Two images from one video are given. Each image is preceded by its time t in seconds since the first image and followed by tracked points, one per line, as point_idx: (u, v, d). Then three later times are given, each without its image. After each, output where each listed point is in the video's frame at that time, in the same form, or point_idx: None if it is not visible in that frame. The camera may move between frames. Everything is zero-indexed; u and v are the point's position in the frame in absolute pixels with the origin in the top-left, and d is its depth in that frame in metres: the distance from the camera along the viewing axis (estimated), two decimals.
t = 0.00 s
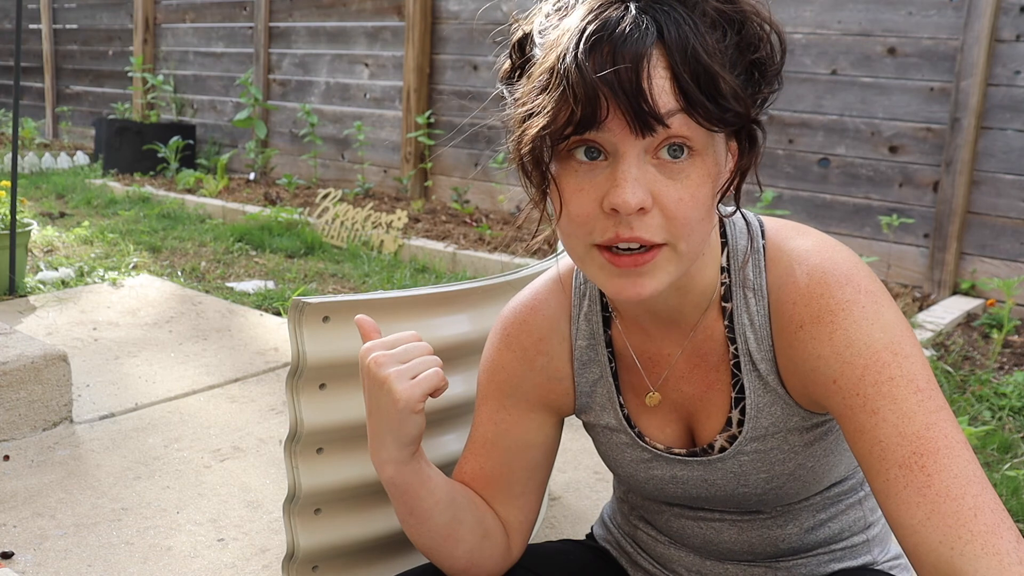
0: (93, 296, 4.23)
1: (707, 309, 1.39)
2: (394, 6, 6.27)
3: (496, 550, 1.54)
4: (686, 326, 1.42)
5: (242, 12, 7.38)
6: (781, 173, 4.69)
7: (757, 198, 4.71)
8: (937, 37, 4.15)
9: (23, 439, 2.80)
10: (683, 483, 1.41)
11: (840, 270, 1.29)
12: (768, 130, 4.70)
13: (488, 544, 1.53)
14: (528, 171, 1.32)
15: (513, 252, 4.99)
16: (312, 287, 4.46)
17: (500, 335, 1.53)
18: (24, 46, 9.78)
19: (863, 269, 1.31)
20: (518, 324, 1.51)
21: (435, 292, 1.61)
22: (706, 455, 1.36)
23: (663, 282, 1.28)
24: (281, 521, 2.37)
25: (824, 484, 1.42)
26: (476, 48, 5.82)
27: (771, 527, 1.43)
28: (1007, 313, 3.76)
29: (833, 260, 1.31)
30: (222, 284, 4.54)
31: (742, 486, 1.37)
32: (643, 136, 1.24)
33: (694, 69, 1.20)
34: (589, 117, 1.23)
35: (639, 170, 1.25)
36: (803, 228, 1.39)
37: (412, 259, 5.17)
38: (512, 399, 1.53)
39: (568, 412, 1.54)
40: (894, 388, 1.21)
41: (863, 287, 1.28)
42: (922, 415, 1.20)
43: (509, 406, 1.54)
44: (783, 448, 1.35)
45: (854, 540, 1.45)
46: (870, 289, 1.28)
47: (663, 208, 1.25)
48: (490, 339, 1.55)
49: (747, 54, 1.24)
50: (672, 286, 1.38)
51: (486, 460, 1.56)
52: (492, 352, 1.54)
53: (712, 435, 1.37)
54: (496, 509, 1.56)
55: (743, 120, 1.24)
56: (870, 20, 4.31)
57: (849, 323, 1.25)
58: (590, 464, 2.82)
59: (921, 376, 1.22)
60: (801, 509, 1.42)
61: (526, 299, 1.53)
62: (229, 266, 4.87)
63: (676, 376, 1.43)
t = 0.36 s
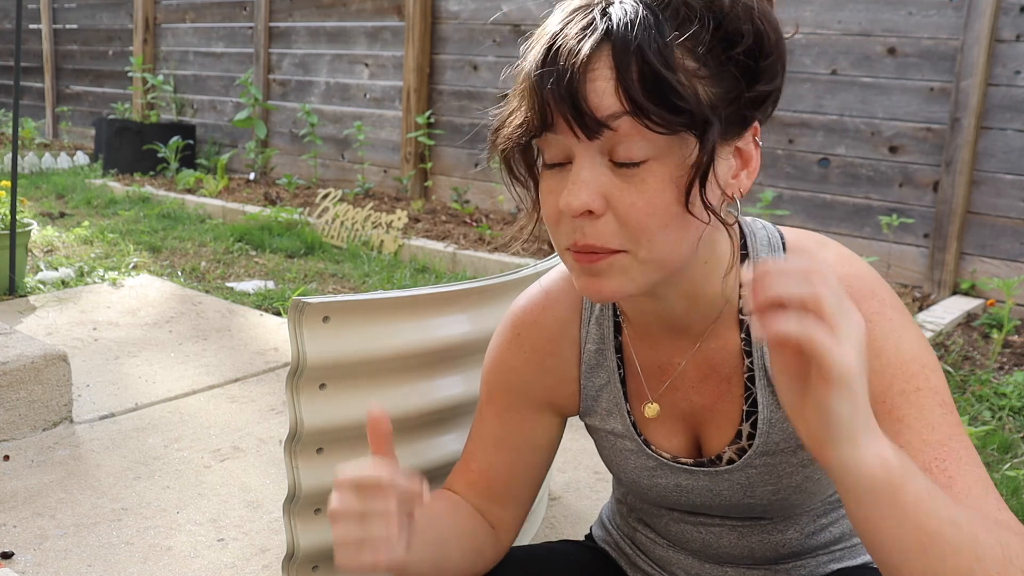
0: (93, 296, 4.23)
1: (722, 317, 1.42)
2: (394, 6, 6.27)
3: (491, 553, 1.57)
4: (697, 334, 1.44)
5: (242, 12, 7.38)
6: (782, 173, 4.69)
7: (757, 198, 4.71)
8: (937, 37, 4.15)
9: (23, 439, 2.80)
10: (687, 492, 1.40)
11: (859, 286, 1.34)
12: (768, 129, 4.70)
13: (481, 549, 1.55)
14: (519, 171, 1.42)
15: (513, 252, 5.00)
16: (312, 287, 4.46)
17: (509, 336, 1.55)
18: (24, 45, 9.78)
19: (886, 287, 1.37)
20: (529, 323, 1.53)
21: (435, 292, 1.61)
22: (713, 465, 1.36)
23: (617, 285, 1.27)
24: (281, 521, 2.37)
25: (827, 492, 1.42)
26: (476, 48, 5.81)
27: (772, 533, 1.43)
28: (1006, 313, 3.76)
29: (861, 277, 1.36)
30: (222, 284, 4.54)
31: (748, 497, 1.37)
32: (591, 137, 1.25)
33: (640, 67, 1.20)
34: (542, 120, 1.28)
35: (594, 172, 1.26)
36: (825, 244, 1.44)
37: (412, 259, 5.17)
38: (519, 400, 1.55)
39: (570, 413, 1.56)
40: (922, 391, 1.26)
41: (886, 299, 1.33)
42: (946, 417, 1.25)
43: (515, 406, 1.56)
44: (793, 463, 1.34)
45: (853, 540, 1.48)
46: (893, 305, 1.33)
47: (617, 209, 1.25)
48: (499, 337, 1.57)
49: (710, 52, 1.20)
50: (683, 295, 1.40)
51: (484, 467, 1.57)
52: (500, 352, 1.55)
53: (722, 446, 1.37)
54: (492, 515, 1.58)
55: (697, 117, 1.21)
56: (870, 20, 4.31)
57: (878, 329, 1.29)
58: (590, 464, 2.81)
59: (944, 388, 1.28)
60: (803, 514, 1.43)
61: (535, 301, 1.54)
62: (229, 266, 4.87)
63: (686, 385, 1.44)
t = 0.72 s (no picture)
0: (93, 296, 4.23)
1: (740, 332, 1.41)
2: (394, 6, 6.28)
3: (495, 545, 1.58)
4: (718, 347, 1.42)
5: (242, 12, 7.38)
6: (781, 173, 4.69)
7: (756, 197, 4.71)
8: (937, 37, 4.15)
9: (23, 439, 2.80)
10: (688, 497, 1.40)
11: (882, 319, 1.31)
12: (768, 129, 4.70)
13: (486, 545, 1.56)
14: (541, 176, 1.40)
15: (513, 252, 5.00)
16: (312, 287, 4.46)
17: (527, 329, 1.55)
18: (24, 46, 9.78)
19: (910, 316, 1.34)
20: (548, 317, 1.53)
21: (435, 292, 1.61)
22: (716, 475, 1.35)
23: (619, 306, 1.28)
24: (281, 521, 2.37)
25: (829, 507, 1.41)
26: (476, 48, 5.81)
27: (771, 542, 1.42)
28: (1006, 313, 3.76)
29: (882, 303, 1.33)
30: (222, 284, 4.54)
31: (747, 510, 1.37)
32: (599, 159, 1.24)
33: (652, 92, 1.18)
34: (557, 133, 1.28)
35: (601, 193, 1.25)
36: (859, 265, 1.41)
37: (412, 259, 5.17)
38: (533, 395, 1.56)
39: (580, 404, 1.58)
40: (922, 420, 1.23)
41: (909, 333, 1.30)
42: (945, 448, 1.22)
43: (529, 402, 1.56)
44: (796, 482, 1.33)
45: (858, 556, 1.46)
46: (916, 339, 1.30)
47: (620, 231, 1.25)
48: (515, 326, 1.57)
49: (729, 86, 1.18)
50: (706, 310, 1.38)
51: (491, 465, 1.57)
52: (518, 346, 1.55)
53: (727, 457, 1.36)
54: (497, 508, 1.60)
55: (705, 148, 1.19)
56: (870, 20, 4.32)
57: (888, 358, 1.27)
58: (590, 463, 2.81)
59: (950, 421, 1.24)
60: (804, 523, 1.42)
61: (556, 294, 1.54)
62: (229, 266, 4.87)
63: (700, 396, 1.43)
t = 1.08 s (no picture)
0: (93, 296, 4.23)
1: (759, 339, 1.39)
2: (394, 6, 6.28)
3: (493, 554, 1.56)
4: (736, 353, 1.41)
5: (242, 12, 7.38)
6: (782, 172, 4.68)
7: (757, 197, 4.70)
8: (937, 37, 4.15)
9: (23, 439, 2.80)
10: (699, 500, 1.41)
11: (912, 320, 1.32)
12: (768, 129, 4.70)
13: (486, 552, 1.55)
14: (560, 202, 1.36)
15: (512, 252, 5.00)
16: (312, 287, 4.46)
17: (536, 331, 1.53)
18: (24, 46, 9.78)
19: (930, 314, 1.36)
20: (556, 319, 1.52)
21: (435, 291, 1.61)
22: (730, 479, 1.36)
23: (658, 331, 1.28)
24: (281, 521, 2.37)
25: (835, 512, 1.42)
26: (476, 48, 5.81)
27: (777, 545, 1.43)
28: (1006, 312, 3.76)
29: (906, 304, 1.34)
30: (222, 284, 4.54)
31: (761, 512, 1.38)
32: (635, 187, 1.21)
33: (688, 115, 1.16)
34: (585, 161, 1.25)
35: (637, 221, 1.23)
36: (877, 264, 1.41)
37: (412, 259, 5.17)
38: (540, 399, 1.54)
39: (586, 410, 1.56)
40: (955, 422, 1.25)
41: (934, 332, 1.32)
42: (975, 450, 1.25)
43: (536, 406, 1.55)
44: (810, 484, 1.35)
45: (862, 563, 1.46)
46: (942, 338, 1.32)
47: (662, 261, 1.24)
48: (523, 328, 1.56)
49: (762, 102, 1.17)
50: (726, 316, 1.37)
51: (496, 470, 1.56)
52: (527, 350, 1.54)
53: (741, 462, 1.37)
54: (497, 513, 1.58)
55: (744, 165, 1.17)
56: (870, 20, 4.32)
57: (916, 358, 1.29)
58: (590, 463, 2.81)
59: (977, 422, 1.27)
60: (808, 529, 1.42)
61: (564, 296, 1.53)
62: (229, 267, 4.87)
63: (715, 402, 1.42)
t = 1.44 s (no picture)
0: (93, 296, 4.23)
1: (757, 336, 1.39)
2: (394, 6, 6.27)
3: (493, 550, 1.57)
4: (735, 352, 1.41)
5: (242, 12, 7.38)
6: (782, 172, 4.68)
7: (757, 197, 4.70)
8: (937, 37, 4.15)
9: (23, 439, 2.80)
10: (698, 500, 1.41)
11: (908, 317, 1.33)
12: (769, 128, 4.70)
13: (484, 553, 1.55)
14: (559, 198, 1.37)
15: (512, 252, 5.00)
16: (312, 287, 4.46)
17: (534, 332, 1.53)
18: (24, 45, 9.78)
19: (927, 312, 1.36)
20: (555, 319, 1.52)
21: (435, 292, 1.61)
22: (729, 478, 1.36)
23: (675, 324, 1.26)
24: (281, 521, 2.37)
25: (835, 512, 1.42)
26: (476, 48, 5.81)
27: (776, 545, 1.43)
28: (1006, 312, 3.76)
29: (904, 302, 1.34)
30: (222, 284, 4.54)
31: (760, 512, 1.38)
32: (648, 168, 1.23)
33: (699, 96, 1.17)
34: (592, 148, 1.25)
35: (648, 206, 1.25)
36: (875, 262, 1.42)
37: (412, 259, 5.16)
38: (538, 398, 1.54)
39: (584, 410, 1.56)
40: (947, 417, 1.25)
41: (930, 329, 1.32)
42: (967, 448, 1.25)
43: (534, 406, 1.55)
44: (809, 483, 1.35)
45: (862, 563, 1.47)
46: (938, 335, 1.32)
47: (675, 248, 1.24)
48: (522, 329, 1.56)
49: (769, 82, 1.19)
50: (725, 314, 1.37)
51: (495, 471, 1.56)
52: (526, 350, 1.54)
53: (738, 461, 1.37)
54: (497, 516, 1.58)
55: (756, 145, 1.19)
56: (870, 20, 4.32)
57: (911, 354, 1.29)
58: (590, 464, 2.81)
59: (971, 419, 1.27)
60: (806, 530, 1.42)
61: (564, 296, 1.53)
62: (229, 267, 4.87)
63: (715, 401, 1.42)
